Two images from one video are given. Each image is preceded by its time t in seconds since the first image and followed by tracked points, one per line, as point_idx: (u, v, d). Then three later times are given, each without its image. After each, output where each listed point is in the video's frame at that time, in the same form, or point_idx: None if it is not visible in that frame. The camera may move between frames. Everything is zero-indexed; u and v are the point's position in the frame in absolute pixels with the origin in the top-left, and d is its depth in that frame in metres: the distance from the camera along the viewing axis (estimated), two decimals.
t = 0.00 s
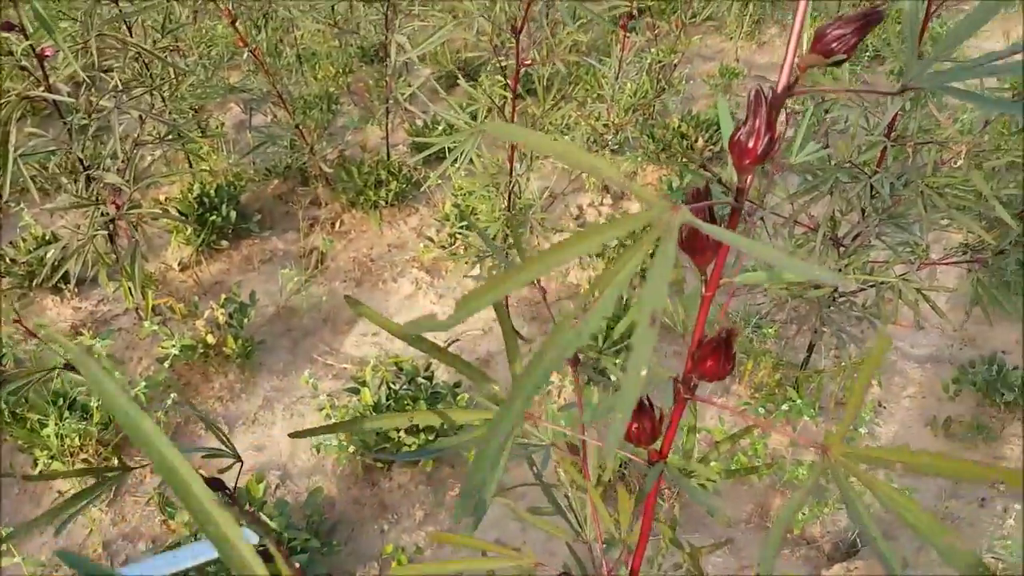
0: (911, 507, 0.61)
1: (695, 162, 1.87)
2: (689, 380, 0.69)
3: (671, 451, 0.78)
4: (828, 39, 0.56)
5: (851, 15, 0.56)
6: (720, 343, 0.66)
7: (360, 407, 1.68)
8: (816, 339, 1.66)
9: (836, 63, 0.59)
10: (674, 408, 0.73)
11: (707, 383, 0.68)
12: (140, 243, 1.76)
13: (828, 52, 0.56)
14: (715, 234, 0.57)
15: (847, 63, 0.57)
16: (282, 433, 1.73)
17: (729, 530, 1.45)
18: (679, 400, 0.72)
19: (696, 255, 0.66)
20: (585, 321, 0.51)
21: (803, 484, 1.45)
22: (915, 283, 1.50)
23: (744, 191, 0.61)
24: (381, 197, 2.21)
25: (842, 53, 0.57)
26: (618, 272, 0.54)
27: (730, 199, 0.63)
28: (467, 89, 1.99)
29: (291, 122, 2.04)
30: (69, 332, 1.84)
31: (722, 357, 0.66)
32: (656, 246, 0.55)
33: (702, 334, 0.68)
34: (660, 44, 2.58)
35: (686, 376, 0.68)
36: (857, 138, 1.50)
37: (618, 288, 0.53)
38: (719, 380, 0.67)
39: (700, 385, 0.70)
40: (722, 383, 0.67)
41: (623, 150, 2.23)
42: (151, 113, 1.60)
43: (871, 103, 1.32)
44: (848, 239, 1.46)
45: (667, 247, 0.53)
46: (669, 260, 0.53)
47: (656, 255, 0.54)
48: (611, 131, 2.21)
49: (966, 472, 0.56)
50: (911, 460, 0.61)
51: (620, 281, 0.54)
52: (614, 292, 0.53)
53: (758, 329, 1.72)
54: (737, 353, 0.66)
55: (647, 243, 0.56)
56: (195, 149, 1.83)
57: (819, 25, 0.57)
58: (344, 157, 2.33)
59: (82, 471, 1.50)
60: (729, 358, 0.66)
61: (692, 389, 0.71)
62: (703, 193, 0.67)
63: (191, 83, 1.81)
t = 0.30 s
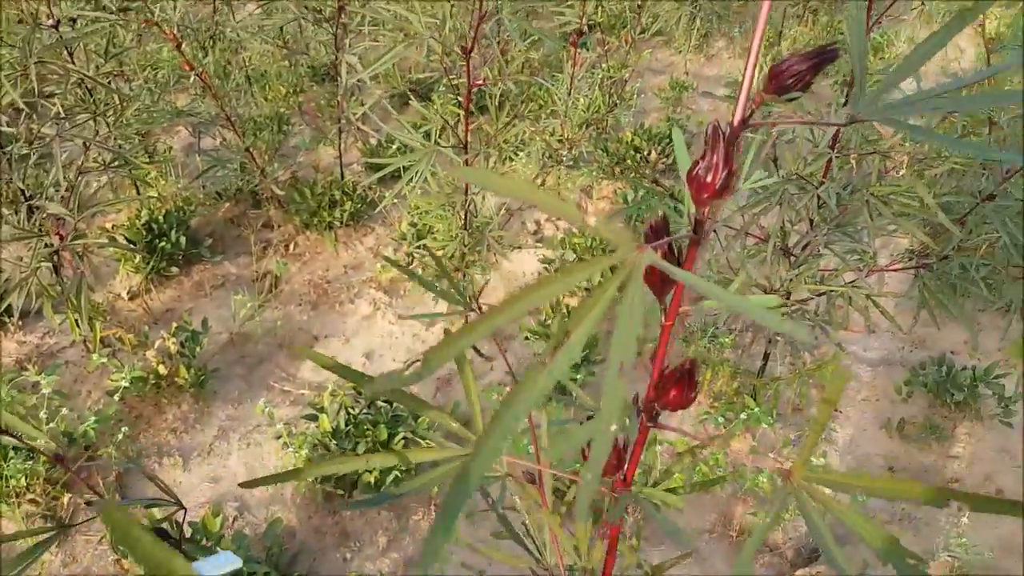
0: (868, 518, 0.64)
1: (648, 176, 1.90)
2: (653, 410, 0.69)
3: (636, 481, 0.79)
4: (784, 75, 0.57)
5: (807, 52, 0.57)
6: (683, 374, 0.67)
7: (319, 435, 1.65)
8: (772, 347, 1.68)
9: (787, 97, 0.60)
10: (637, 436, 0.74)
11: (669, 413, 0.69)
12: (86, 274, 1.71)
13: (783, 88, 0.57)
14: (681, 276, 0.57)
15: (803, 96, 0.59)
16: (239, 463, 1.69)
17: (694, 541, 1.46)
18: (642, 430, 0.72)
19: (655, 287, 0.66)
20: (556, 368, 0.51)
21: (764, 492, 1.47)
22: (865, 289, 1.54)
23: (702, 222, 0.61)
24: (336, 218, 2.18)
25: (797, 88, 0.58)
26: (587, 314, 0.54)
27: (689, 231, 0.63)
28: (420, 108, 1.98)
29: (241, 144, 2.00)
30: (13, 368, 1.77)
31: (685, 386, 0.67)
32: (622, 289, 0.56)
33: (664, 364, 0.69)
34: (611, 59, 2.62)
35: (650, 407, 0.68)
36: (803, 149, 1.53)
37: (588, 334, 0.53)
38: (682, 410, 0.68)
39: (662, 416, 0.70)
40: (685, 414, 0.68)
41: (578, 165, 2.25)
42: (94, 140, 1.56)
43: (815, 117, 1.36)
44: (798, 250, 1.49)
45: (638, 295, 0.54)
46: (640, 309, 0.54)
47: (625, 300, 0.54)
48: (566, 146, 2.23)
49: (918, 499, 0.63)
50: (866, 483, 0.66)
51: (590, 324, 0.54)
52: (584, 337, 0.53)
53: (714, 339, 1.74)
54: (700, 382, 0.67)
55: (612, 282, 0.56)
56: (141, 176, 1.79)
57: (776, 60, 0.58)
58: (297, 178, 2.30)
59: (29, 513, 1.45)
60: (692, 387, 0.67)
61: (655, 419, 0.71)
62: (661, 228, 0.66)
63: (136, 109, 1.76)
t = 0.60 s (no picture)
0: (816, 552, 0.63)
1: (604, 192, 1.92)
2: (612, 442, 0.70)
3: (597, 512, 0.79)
4: (738, 115, 0.58)
5: (761, 92, 0.58)
6: (641, 409, 0.67)
7: (276, 461, 1.62)
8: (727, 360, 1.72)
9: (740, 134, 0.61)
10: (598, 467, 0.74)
11: (628, 445, 0.70)
12: (29, 302, 1.66)
13: (736, 127, 0.59)
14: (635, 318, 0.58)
15: (756, 134, 0.60)
16: (193, 492, 1.65)
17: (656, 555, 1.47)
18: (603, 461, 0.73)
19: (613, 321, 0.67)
20: (515, 414, 0.52)
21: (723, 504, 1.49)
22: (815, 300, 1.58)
23: (659, 257, 0.62)
24: (290, 238, 2.15)
25: (750, 128, 0.59)
26: (546, 357, 0.55)
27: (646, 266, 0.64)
28: (374, 128, 1.97)
29: (191, 166, 1.97)
30: None
31: (643, 420, 0.68)
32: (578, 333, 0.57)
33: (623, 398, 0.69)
34: (565, 76, 2.66)
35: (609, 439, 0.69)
36: (752, 166, 1.57)
37: (545, 378, 0.54)
38: (641, 442, 0.69)
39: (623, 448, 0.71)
40: (644, 446, 0.68)
41: (534, 182, 2.26)
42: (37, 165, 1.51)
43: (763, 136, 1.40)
44: (750, 264, 1.52)
45: (595, 338, 0.55)
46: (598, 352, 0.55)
47: (583, 343, 0.55)
48: (522, 163, 2.25)
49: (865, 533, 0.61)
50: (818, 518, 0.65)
51: (548, 368, 0.55)
52: (542, 382, 0.54)
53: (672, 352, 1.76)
54: (658, 418, 0.68)
55: (571, 327, 0.57)
56: (87, 201, 1.74)
57: (731, 98, 0.59)
58: (250, 199, 2.27)
59: None
60: (650, 421, 0.68)
61: (615, 450, 0.72)
62: (620, 261, 0.68)
63: (81, 132, 1.72)
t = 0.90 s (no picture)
0: None
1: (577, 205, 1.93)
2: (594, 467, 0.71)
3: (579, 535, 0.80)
4: (718, 145, 0.59)
5: (742, 122, 0.59)
6: (624, 435, 0.69)
7: (249, 478, 1.59)
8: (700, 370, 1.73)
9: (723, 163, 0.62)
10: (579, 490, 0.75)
11: (610, 469, 0.71)
12: None
13: (717, 156, 0.59)
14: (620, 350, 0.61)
15: (738, 165, 0.60)
16: (165, 511, 1.62)
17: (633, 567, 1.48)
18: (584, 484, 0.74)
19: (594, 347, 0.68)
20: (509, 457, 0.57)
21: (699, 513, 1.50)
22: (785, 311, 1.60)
23: (640, 284, 0.63)
24: (260, 253, 2.13)
25: (732, 157, 0.60)
26: (535, 397, 0.59)
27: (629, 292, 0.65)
28: (345, 142, 1.96)
29: (158, 181, 1.94)
30: None
31: (625, 446, 0.70)
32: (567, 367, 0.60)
33: (605, 422, 0.71)
34: (536, 89, 2.67)
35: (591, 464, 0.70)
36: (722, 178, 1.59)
37: (536, 420, 0.58)
38: (622, 465, 0.70)
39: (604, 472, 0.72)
40: (626, 470, 0.70)
41: (507, 194, 2.27)
42: None
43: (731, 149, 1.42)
44: (721, 275, 1.54)
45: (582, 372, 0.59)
46: (585, 387, 0.58)
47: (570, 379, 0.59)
48: (495, 176, 2.25)
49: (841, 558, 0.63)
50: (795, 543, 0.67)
51: (537, 408, 0.59)
52: (533, 424, 0.58)
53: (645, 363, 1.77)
54: (639, 444, 0.70)
55: (559, 363, 0.60)
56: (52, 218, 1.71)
57: (711, 129, 0.59)
58: (219, 214, 2.24)
59: None
60: (632, 445, 0.70)
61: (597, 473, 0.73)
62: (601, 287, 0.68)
63: (46, 148, 1.69)
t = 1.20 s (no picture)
0: None
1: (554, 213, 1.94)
2: (584, 483, 0.72)
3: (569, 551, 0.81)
4: (713, 169, 0.59)
5: (737, 147, 0.60)
6: (615, 452, 0.70)
7: (227, 492, 1.57)
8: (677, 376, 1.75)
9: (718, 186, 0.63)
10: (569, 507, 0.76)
11: (601, 487, 0.72)
12: None
13: (712, 181, 0.60)
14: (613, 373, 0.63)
15: (732, 188, 0.61)
16: (141, 526, 1.60)
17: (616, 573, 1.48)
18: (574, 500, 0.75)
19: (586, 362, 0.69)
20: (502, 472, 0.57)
21: (680, 519, 1.51)
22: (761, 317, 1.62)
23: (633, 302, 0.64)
24: (235, 264, 2.11)
25: (726, 182, 0.60)
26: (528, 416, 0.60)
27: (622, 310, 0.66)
28: (321, 152, 1.95)
29: (130, 192, 1.92)
30: None
31: (616, 463, 0.71)
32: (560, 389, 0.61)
33: (596, 439, 0.72)
34: (512, 98, 2.68)
35: (582, 481, 0.71)
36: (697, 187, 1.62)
37: (528, 436, 0.58)
38: (613, 484, 0.71)
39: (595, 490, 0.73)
40: (616, 488, 0.71)
41: (484, 203, 2.27)
42: None
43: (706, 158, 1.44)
44: (698, 283, 1.56)
45: (575, 395, 0.60)
46: (577, 412, 0.59)
47: (563, 402, 0.60)
48: (471, 185, 2.26)
49: None
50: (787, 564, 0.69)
51: (529, 425, 0.59)
52: (525, 439, 0.58)
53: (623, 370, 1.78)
54: (629, 461, 0.71)
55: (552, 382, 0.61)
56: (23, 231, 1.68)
57: (706, 152, 0.60)
58: (192, 225, 2.22)
59: None
60: (623, 463, 0.71)
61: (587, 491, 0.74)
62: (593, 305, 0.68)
63: (15, 160, 1.66)
